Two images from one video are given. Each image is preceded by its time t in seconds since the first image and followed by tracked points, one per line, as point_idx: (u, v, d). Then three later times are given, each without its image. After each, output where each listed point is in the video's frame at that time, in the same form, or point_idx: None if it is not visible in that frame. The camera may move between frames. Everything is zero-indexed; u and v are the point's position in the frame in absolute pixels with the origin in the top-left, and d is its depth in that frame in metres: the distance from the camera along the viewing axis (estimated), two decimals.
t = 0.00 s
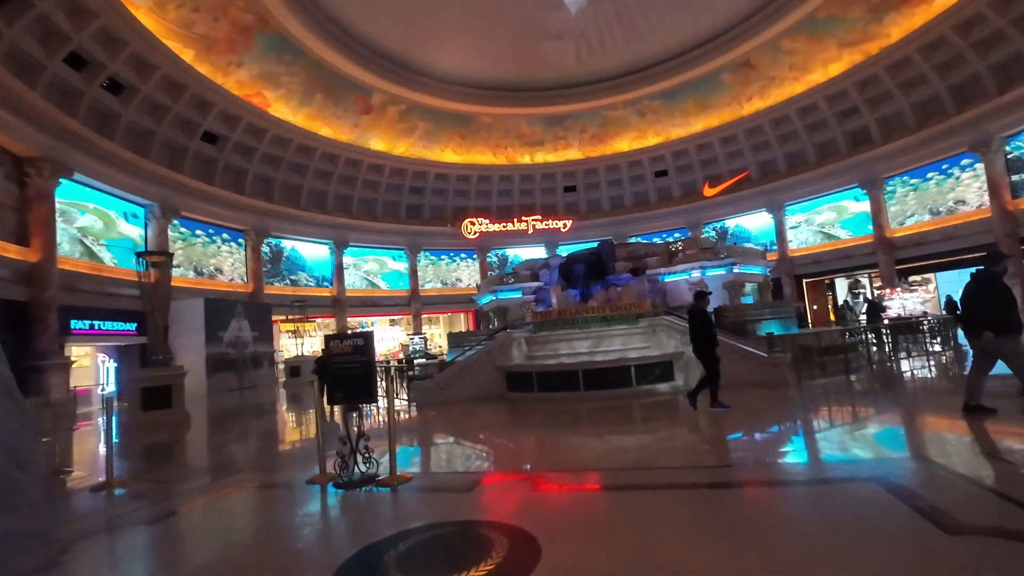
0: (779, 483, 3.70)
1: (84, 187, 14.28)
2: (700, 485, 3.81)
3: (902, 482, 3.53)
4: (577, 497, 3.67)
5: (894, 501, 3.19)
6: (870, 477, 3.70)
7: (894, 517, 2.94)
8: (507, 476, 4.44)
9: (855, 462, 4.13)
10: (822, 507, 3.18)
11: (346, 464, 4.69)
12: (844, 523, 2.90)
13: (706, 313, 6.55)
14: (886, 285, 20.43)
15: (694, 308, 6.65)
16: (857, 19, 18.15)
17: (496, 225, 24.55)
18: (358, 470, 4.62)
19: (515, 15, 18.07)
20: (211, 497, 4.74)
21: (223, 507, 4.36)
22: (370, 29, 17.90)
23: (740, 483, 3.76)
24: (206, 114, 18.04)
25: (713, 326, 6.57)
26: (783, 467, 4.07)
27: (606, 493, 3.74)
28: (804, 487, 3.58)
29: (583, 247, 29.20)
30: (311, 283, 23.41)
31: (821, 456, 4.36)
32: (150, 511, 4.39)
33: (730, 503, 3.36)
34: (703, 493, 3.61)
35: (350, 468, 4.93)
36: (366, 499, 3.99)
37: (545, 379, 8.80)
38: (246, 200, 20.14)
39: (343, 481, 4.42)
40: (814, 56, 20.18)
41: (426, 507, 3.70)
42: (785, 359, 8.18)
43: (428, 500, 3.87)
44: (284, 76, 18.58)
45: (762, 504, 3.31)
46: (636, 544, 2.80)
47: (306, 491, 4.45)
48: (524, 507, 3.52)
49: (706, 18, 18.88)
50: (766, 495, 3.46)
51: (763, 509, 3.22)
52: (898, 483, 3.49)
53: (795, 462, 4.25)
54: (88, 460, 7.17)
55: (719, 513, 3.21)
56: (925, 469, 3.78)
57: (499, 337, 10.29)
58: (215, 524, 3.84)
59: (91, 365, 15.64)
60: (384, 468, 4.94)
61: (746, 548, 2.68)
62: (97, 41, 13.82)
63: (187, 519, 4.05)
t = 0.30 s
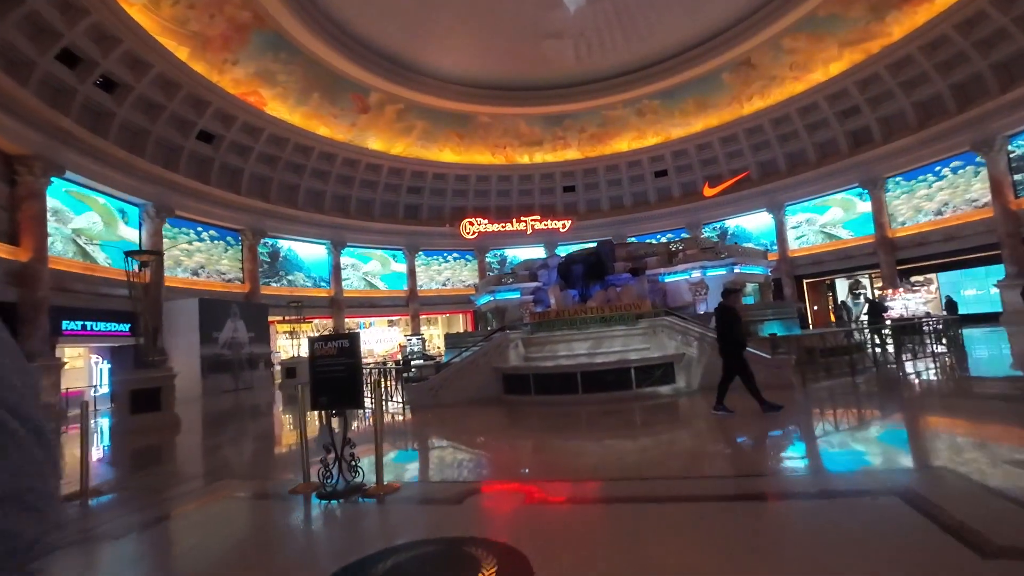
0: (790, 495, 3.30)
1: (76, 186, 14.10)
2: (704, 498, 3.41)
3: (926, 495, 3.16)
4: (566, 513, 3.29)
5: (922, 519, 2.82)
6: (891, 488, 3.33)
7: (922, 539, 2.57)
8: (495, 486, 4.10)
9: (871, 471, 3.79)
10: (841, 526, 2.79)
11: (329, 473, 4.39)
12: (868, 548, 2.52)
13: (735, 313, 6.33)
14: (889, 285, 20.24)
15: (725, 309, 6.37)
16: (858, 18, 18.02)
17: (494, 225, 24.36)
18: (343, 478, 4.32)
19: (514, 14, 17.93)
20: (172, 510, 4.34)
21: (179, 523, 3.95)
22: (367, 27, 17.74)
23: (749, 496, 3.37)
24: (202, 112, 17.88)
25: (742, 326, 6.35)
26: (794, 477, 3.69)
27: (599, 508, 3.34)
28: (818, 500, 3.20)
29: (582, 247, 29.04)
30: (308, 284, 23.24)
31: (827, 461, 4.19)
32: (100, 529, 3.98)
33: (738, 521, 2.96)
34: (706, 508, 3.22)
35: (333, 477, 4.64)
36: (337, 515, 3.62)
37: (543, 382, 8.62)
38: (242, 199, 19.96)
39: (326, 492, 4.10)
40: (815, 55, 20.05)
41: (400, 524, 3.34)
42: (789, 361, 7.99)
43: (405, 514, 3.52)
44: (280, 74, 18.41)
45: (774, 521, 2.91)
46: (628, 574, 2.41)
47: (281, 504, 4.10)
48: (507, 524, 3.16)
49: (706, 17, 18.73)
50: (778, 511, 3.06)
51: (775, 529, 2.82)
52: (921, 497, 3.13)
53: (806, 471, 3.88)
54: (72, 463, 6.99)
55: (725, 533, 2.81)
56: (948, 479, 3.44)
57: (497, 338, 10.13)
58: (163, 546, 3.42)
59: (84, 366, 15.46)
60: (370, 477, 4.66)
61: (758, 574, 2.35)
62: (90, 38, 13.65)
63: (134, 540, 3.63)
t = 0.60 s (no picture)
0: (801, 513, 3.05)
1: (68, 186, 13.90)
2: (708, 514, 3.16)
3: (942, 510, 2.97)
4: (559, 533, 3.04)
5: (946, 542, 2.57)
6: (908, 504, 3.09)
7: (946, 569, 2.31)
8: (485, 497, 3.88)
9: (884, 482, 3.56)
10: (855, 551, 2.57)
11: (313, 484, 4.18)
12: None
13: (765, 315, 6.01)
14: (889, 286, 20.12)
15: (750, 305, 6.08)
16: (859, 17, 17.89)
17: (493, 226, 24.23)
18: (329, 490, 4.12)
19: (512, 13, 17.82)
20: (146, 523, 4.11)
21: (147, 539, 3.70)
22: (365, 26, 17.62)
23: (754, 510, 3.18)
24: (198, 112, 17.73)
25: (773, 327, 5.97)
26: (802, 491, 3.46)
27: (595, 527, 3.09)
28: (830, 519, 2.95)
29: (581, 248, 28.90)
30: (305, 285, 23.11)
31: (831, 467, 4.05)
32: (66, 543, 3.74)
33: (744, 545, 2.71)
34: (711, 527, 2.97)
35: (319, 488, 4.45)
36: (314, 534, 3.38)
37: (540, 386, 8.48)
38: (238, 200, 19.82)
39: (311, 504, 3.92)
40: (816, 55, 19.92)
41: (379, 545, 3.10)
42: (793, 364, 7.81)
43: (386, 532, 3.29)
44: (277, 74, 18.28)
45: (784, 546, 2.65)
46: None
47: (262, 517, 3.91)
48: (494, 544, 2.95)
49: (705, 16, 18.64)
50: (788, 532, 2.81)
51: (786, 555, 2.56)
52: (941, 514, 2.89)
53: (816, 482, 3.64)
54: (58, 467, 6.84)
55: (731, 559, 2.56)
56: (964, 491, 3.26)
57: (494, 341, 9.99)
58: (127, 567, 3.19)
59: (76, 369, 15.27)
60: (357, 487, 4.47)
61: None
62: (84, 37, 13.51)
63: (95, 559, 3.37)
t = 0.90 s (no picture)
0: (811, 526, 2.90)
1: (64, 187, 13.78)
2: (716, 528, 3.00)
3: (962, 520, 2.84)
4: (558, 549, 2.88)
5: (970, 559, 2.40)
6: (928, 515, 2.92)
7: None
8: (480, 507, 3.72)
9: (896, 489, 3.42)
10: (871, 566, 2.44)
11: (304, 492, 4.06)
12: None
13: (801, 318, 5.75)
14: (891, 287, 20.01)
15: (781, 311, 5.85)
16: (860, 17, 17.80)
17: (492, 227, 24.11)
18: (320, 499, 4.00)
19: (511, 12, 17.71)
20: (129, 533, 3.94)
21: (127, 551, 3.52)
22: (363, 25, 17.51)
23: (762, 521, 3.05)
24: (195, 112, 17.62)
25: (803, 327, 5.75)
26: (812, 501, 3.33)
27: (596, 542, 2.94)
28: (843, 532, 2.80)
29: (581, 249, 28.78)
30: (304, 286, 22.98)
31: (839, 473, 3.93)
32: (42, 558, 3.56)
33: (757, 562, 2.53)
34: (719, 541, 2.81)
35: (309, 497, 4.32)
36: (301, 548, 3.22)
37: (540, 389, 8.35)
38: (236, 200, 19.70)
39: (302, 514, 3.79)
40: (816, 54, 19.82)
41: (367, 561, 2.93)
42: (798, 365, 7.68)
43: (376, 546, 3.13)
44: (275, 73, 18.16)
45: (794, 561, 2.52)
46: None
47: (251, 528, 3.77)
48: (492, 559, 2.81)
49: (705, 16, 18.55)
50: (800, 548, 2.64)
51: (801, 571, 2.40)
52: (962, 526, 2.73)
53: (827, 491, 3.49)
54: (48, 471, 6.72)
55: None
56: (981, 499, 3.13)
57: (493, 343, 9.87)
58: None
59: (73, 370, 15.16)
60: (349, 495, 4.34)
61: None
62: (79, 35, 13.39)
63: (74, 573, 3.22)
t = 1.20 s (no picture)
0: (827, 537, 2.77)
1: (61, 186, 13.67)
2: (729, 539, 2.86)
3: (984, 530, 2.71)
4: (563, 561, 2.75)
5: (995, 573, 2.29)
6: (950, 525, 2.79)
7: None
8: (479, 515, 3.59)
9: (913, 495, 3.30)
10: None
11: (297, 499, 3.94)
12: None
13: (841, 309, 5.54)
14: (893, 287, 19.91)
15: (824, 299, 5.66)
16: (862, 15, 17.68)
17: (492, 227, 24.01)
18: (314, 506, 3.89)
19: (511, 11, 17.60)
20: (117, 540, 3.81)
21: (111, 561, 3.38)
22: (362, 24, 17.39)
23: (773, 530, 2.92)
24: (193, 111, 17.51)
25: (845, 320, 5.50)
26: (823, 508, 3.21)
27: (603, 555, 2.80)
28: (860, 544, 2.67)
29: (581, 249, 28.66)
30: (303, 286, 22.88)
31: (853, 477, 3.81)
32: (22, 568, 3.41)
33: None
34: (734, 554, 2.67)
35: (302, 504, 4.21)
36: (294, 558, 3.09)
37: (541, 390, 8.24)
38: (235, 200, 19.60)
39: (294, 521, 3.69)
40: (819, 53, 19.70)
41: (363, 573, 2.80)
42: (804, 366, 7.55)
43: (373, 557, 3.00)
44: (273, 72, 18.04)
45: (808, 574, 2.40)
46: None
47: (242, 535, 3.66)
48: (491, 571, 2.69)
49: (706, 14, 18.44)
50: (817, 560, 2.52)
51: None
52: (987, 537, 2.60)
53: (839, 498, 3.36)
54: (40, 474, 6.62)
55: None
56: (1002, 506, 3.01)
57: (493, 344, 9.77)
58: None
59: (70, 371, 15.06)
60: (343, 500, 4.24)
61: None
62: (76, 33, 13.28)
63: None
